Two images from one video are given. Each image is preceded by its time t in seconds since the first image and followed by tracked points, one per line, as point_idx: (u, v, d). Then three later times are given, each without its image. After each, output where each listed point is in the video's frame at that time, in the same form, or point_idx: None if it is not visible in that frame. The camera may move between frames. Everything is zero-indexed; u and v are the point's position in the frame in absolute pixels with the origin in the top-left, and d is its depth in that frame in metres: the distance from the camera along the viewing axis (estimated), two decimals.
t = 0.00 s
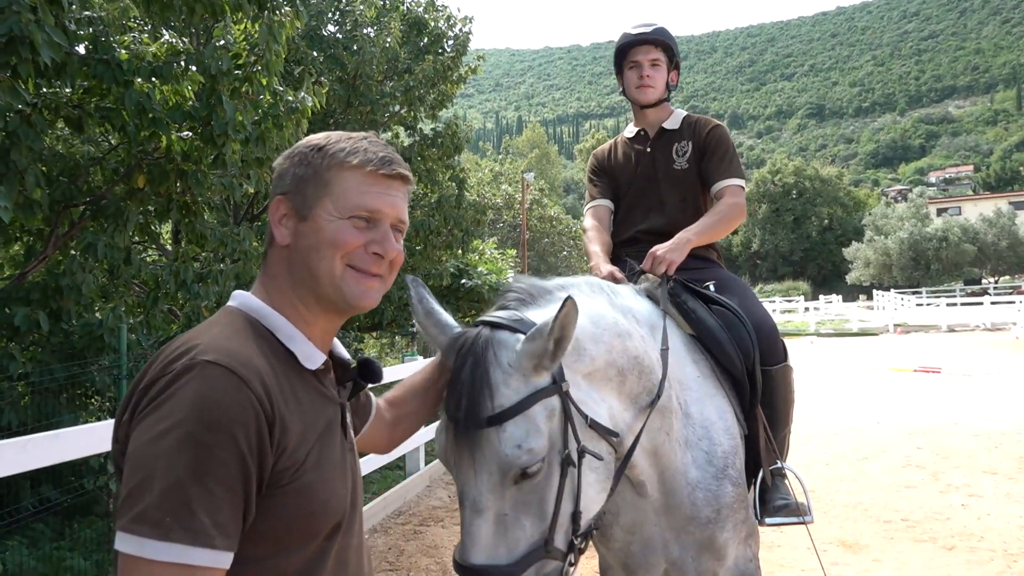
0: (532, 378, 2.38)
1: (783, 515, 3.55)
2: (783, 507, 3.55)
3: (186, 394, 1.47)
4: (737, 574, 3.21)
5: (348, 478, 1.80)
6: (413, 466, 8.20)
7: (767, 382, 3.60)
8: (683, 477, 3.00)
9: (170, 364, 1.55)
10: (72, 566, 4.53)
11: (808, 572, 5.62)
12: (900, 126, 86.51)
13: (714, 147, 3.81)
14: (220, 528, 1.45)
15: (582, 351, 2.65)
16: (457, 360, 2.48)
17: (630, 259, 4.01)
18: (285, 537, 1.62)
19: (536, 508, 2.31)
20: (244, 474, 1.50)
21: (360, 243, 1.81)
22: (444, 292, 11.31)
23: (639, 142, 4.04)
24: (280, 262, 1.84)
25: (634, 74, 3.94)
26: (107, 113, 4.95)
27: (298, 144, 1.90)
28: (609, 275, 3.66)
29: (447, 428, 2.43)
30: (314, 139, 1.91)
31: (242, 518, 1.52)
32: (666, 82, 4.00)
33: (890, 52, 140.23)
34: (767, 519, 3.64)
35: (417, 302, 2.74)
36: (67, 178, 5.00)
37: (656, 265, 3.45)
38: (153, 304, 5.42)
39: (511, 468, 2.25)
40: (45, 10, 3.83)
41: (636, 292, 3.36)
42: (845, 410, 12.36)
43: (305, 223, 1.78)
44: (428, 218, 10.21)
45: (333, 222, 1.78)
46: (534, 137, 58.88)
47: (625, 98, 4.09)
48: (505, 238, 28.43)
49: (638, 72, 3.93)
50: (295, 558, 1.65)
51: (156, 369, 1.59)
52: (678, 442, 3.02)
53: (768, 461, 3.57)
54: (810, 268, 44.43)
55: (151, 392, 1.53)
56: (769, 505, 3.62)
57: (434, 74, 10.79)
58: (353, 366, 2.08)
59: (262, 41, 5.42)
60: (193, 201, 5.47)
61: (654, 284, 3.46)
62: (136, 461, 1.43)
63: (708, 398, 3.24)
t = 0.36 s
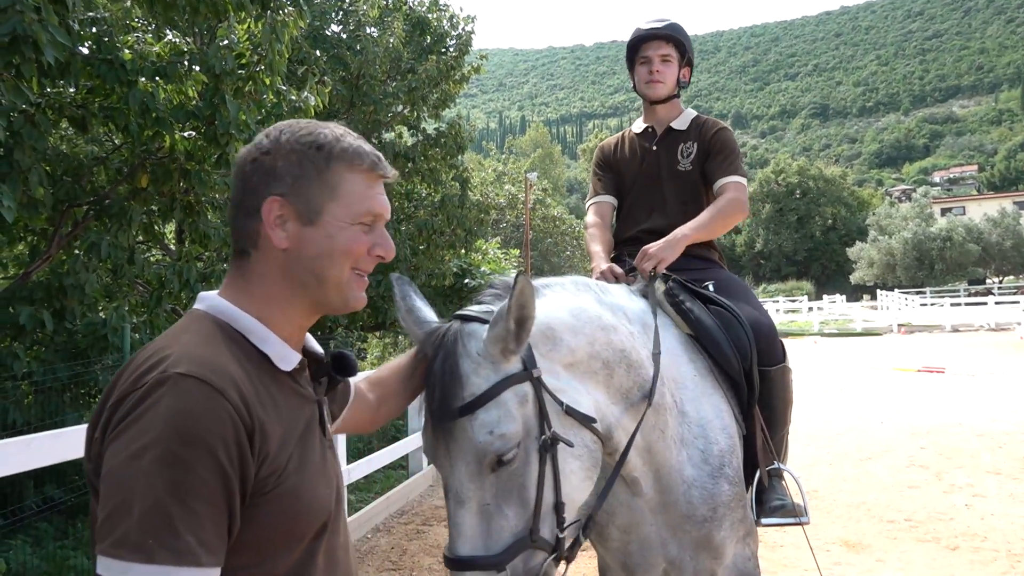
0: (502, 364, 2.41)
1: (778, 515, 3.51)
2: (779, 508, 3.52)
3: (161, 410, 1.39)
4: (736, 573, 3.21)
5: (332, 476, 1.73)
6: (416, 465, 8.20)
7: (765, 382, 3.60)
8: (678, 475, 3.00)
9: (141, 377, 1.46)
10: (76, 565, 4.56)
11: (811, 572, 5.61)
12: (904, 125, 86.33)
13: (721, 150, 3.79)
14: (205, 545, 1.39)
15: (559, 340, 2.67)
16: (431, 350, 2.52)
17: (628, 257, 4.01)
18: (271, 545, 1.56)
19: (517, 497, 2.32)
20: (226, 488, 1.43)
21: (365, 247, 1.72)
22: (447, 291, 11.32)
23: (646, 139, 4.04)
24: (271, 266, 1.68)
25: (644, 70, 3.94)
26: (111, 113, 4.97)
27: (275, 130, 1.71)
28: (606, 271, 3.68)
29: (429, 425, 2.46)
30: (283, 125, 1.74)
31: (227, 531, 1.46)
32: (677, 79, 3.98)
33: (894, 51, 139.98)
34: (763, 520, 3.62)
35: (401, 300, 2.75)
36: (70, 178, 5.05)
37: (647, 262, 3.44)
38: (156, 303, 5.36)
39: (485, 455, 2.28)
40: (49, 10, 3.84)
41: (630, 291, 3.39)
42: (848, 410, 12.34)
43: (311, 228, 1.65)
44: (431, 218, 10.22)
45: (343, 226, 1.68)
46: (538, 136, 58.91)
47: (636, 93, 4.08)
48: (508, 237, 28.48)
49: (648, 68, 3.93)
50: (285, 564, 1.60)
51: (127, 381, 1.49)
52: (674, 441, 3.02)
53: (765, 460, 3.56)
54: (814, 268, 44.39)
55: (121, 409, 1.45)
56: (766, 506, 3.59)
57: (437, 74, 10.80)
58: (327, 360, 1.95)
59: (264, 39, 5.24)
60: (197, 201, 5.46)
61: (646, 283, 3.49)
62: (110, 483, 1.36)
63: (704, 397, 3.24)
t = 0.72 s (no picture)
0: (478, 362, 2.41)
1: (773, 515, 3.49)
2: (774, 508, 3.50)
3: (158, 417, 1.33)
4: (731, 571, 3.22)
5: (322, 478, 1.70)
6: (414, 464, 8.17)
7: (762, 382, 3.59)
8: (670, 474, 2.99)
9: (135, 379, 1.40)
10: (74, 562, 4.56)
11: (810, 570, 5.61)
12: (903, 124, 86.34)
13: (718, 149, 3.76)
14: (203, 555, 1.36)
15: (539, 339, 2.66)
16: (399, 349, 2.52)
17: (629, 255, 4.03)
18: (263, 550, 1.54)
19: (482, 494, 2.33)
20: (223, 497, 1.39)
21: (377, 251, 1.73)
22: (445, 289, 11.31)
23: (646, 138, 4.04)
24: (291, 274, 1.60)
25: (635, 73, 3.91)
26: (108, 110, 4.95)
27: (289, 127, 1.57)
28: (603, 272, 3.71)
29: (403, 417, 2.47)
30: (281, 117, 1.61)
31: (222, 538, 1.42)
32: (671, 76, 3.91)
33: (892, 50, 139.97)
34: (758, 521, 3.60)
35: (395, 291, 2.75)
36: (68, 175, 5.03)
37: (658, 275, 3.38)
38: (154, 302, 5.32)
39: (452, 451, 2.29)
40: (44, 6, 3.82)
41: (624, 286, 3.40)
42: (846, 408, 12.35)
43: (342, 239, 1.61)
44: (429, 216, 10.21)
45: (367, 234, 1.67)
46: (536, 135, 58.86)
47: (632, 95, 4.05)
48: (506, 235, 28.47)
49: (639, 71, 3.89)
50: (274, 567, 1.58)
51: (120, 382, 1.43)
52: (666, 439, 3.02)
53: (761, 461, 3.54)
54: (812, 267, 44.41)
55: (115, 411, 1.38)
56: (761, 506, 3.57)
57: (435, 71, 10.77)
58: (316, 359, 1.87)
59: (263, 38, 5.26)
60: (195, 198, 5.43)
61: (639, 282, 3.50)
62: (104, 490, 1.31)
63: (700, 396, 3.23)
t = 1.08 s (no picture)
0: (503, 346, 2.41)
1: (772, 513, 3.48)
2: (773, 506, 3.50)
3: (164, 417, 1.32)
4: (728, 569, 3.21)
5: (325, 475, 1.70)
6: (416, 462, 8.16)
7: (762, 380, 3.58)
8: (666, 472, 2.99)
9: (139, 379, 1.39)
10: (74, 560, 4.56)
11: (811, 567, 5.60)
12: (905, 121, 86.16)
13: (724, 145, 3.75)
14: (212, 554, 1.35)
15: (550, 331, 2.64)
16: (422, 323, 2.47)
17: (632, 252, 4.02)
18: (271, 548, 1.53)
19: (491, 476, 2.34)
20: (230, 496, 1.38)
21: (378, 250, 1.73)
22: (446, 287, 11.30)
23: (652, 136, 4.04)
24: (293, 271, 1.59)
25: (641, 72, 3.92)
26: (109, 109, 4.95)
27: (296, 124, 1.57)
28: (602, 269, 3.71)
29: (410, 392, 2.43)
30: (286, 115, 1.60)
31: (230, 538, 1.42)
32: (676, 75, 3.91)
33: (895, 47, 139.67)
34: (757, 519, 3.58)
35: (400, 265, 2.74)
36: (69, 173, 5.03)
37: (664, 270, 3.43)
38: (155, 299, 5.28)
39: (469, 433, 2.28)
40: (45, 4, 3.81)
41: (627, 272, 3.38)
42: (848, 406, 12.33)
43: (345, 237, 1.61)
44: (430, 214, 10.19)
45: (369, 233, 1.67)
46: (537, 132, 58.81)
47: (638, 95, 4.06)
48: (507, 233, 28.48)
49: (644, 70, 3.90)
50: (279, 566, 1.57)
51: (123, 383, 1.42)
52: (660, 437, 3.02)
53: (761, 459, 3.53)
54: (814, 264, 44.35)
55: (119, 413, 1.37)
56: (760, 505, 3.55)
57: (437, 69, 10.75)
58: (317, 355, 1.89)
59: (264, 36, 5.25)
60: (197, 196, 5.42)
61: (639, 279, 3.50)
62: (111, 492, 1.30)
63: (697, 393, 3.24)
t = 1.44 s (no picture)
0: (515, 344, 2.41)
1: (770, 513, 3.48)
2: (772, 507, 3.49)
3: (159, 431, 1.31)
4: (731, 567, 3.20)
5: (336, 466, 1.68)
6: (418, 459, 8.15)
7: (764, 379, 3.57)
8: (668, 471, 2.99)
9: (133, 391, 1.37)
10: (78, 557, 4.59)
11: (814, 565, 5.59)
12: (908, 118, 85.94)
13: (730, 142, 3.74)
14: (218, 565, 1.34)
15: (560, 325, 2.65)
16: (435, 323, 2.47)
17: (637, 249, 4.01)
18: (282, 549, 1.52)
19: (506, 475, 2.34)
20: (233, 504, 1.37)
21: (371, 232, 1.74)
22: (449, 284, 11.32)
23: (655, 132, 4.02)
24: (287, 264, 1.58)
25: (643, 67, 3.90)
26: (111, 106, 4.96)
27: (281, 109, 1.55)
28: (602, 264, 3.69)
29: (423, 392, 2.42)
30: (269, 100, 1.58)
31: (238, 544, 1.41)
32: (678, 70, 3.89)
33: (897, 43, 139.29)
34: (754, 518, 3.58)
35: (405, 264, 2.73)
36: (71, 170, 5.04)
37: (666, 271, 3.39)
38: (158, 296, 5.29)
39: (485, 432, 2.28)
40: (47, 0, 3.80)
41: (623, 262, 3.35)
42: (851, 403, 12.31)
43: (338, 225, 1.61)
44: (432, 211, 10.19)
45: (362, 218, 1.67)
46: (539, 130, 58.75)
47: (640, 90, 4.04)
48: (510, 230, 28.50)
49: (646, 65, 3.88)
50: (294, 565, 1.56)
51: (118, 396, 1.41)
52: (663, 436, 3.01)
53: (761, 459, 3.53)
54: (817, 261, 44.28)
55: (115, 427, 1.36)
56: (758, 504, 3.55)
57: (439, 66, 10.74)
58: (319, 341, 1.87)
59: (266, 33, 5.23)
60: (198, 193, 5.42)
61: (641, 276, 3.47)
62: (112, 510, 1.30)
63: (700, 391, 3.22)
